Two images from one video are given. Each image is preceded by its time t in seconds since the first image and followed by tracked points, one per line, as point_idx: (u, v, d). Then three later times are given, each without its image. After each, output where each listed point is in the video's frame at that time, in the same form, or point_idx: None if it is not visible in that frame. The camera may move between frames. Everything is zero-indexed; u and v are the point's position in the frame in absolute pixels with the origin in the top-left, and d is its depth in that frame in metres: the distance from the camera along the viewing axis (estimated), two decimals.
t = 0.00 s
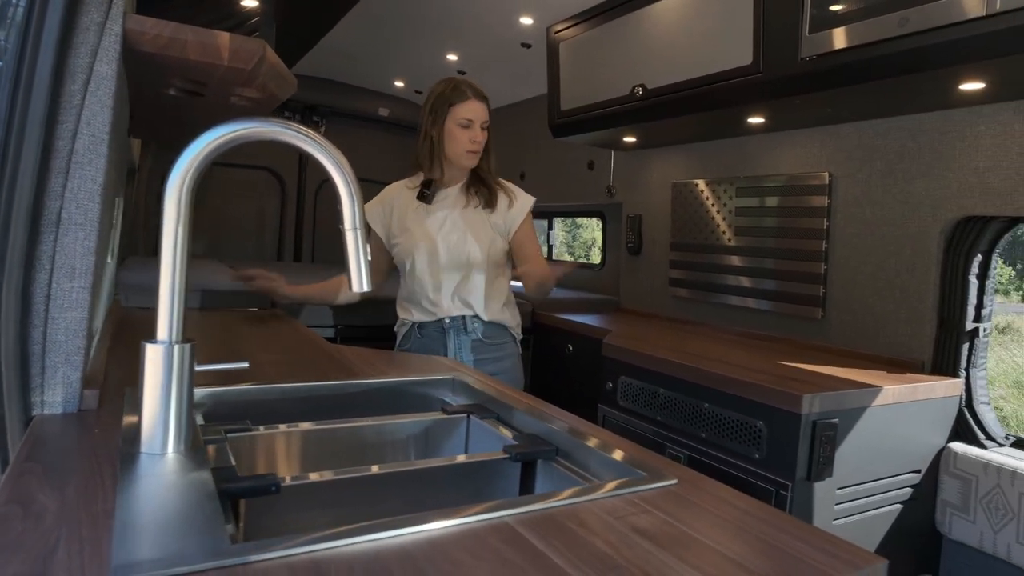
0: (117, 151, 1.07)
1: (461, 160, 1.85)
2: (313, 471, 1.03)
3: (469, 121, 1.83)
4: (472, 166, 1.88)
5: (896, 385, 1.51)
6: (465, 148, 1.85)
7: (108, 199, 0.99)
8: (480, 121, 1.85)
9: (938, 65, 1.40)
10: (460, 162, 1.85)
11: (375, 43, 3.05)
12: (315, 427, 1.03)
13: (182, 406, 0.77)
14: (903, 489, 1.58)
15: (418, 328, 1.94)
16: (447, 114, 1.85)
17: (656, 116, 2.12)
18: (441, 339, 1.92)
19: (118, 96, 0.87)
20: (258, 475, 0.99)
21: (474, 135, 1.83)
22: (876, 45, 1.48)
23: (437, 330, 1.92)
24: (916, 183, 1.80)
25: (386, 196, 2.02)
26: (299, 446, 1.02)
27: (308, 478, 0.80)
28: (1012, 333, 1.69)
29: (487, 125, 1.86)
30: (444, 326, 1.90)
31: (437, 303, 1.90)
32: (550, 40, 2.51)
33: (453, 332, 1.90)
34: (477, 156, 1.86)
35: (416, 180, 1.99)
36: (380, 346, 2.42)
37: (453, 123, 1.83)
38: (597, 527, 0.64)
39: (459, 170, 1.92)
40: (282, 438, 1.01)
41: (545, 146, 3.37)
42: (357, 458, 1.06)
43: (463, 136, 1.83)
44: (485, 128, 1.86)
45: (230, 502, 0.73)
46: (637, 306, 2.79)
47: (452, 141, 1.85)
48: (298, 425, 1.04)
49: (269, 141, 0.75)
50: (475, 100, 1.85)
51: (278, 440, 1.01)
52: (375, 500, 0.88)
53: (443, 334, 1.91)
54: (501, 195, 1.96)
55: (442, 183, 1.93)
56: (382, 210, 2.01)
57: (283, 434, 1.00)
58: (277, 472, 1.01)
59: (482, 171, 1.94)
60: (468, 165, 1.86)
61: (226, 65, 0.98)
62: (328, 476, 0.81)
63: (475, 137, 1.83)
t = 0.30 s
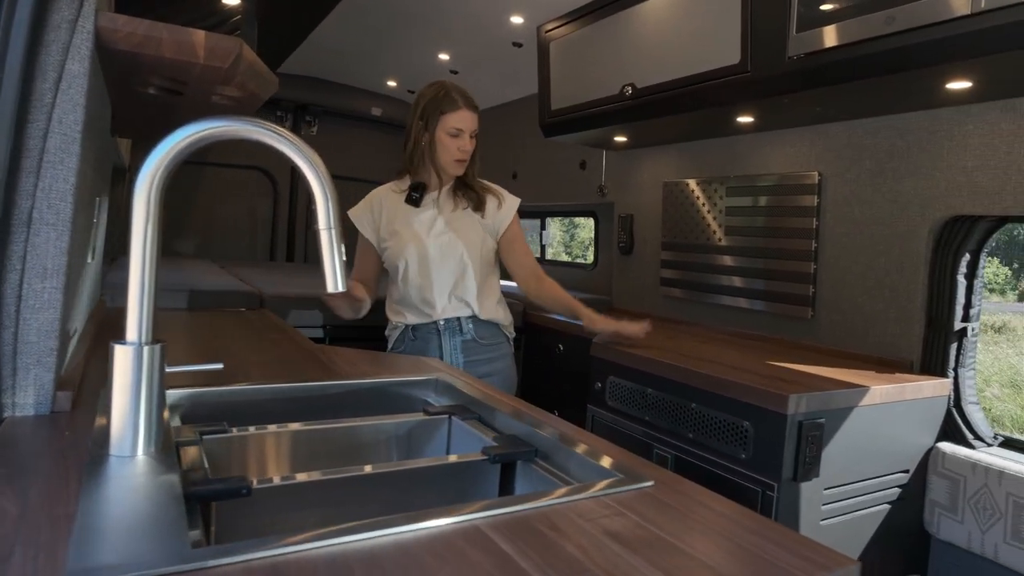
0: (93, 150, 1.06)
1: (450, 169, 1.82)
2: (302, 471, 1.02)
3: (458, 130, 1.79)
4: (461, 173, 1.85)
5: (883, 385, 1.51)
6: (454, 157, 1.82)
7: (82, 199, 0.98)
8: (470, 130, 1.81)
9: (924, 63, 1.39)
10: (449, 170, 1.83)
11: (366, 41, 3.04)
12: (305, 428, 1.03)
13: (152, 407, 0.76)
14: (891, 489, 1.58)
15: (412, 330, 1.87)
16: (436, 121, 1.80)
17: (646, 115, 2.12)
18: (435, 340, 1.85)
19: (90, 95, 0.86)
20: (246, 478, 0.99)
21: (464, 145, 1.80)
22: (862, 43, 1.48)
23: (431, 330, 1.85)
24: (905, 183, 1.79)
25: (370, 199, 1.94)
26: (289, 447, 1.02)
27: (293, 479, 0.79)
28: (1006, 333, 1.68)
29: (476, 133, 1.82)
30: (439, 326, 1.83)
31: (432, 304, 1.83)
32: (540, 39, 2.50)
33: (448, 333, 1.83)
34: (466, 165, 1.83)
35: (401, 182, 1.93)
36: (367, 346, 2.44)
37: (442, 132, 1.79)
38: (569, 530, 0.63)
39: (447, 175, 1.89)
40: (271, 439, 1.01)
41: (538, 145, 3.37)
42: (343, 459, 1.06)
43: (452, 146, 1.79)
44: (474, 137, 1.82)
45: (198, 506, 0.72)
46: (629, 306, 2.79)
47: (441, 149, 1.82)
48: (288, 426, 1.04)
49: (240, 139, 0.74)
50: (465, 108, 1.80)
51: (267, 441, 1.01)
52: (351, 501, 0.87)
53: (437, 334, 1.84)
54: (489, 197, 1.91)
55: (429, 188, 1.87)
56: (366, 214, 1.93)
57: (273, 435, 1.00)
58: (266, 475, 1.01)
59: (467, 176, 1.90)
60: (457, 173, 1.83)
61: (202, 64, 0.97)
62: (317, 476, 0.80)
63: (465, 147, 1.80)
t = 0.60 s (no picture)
0: (75, 147, 1.05)
1: (432, 147, 1.79)
2: (293, 471, 1.02)
3: (438, 107, 1.79)
4: (447, 155, 1.81)
5: (874, 385, 1.50)
6: (435, 135, 1.79)
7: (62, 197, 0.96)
8: (451, 108, 1.80)
9: (915, 62, 1.39)
10: (432, 149, 1.80)
11: (359, 40, 3.03)
12: (297, 427, 1.02)
13: (129, 408, 0.75)
14: (882, 489, 1.57)
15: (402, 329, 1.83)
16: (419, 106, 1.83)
17: (638, 113, 2.11)
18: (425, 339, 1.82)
19: (68, 91, 0.85)
20: (238, 477, 0.98)
21: (443, 121, 1.78)
22: (853, 42, 1.47)
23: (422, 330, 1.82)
24: (896, 182, 1.79)
25: (366, 193, 1.89)
26: (280, 445, 1.02)
27: (284, 479, 0.79)
28: (1001, 332, 1.67)
29: (458, 112, 1.81)
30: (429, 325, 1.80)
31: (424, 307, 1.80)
32: (533, 37, 2.49)
33: (439, 332, 1.81)
34: (449, 143, 1.79)
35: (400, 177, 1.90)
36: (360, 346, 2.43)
37: (422, 112, 1.80)
38: (549, 532, 0.62)
39: (438, 163, 1.86)
40: (264, 439, 1.00)
41: (532, 144, 3.36)
42: (331, 458, 1.05)
43: (432, 122, 1.79)
44: (457, 116, 1.80)
45: (175, 508, 0.71)
46: (622, 305, 2.78)
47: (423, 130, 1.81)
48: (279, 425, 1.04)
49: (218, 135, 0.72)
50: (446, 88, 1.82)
51: (258, 441, 1.00)
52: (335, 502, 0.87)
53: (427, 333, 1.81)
54: (486, 200, 1.91)
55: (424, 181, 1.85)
56: (363, 210, 1.88)
57: (265, 435, 1.00)
58: (257, 474, 1.00)
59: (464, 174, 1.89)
60: (442, 152, 1.80)
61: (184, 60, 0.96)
62: (310, 476, 0.80)
63: (444, 122, 1.78)
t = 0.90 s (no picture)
0: (44, 140, 1.01)
1: (417, 139, 1.74)
2: (278, 476, 1.00)
3: (424, 98, 1.73)
4: (434, 148, 1.76)
5: (864, 385, 1.49)
6: (421, 127, 1.74)
7: (29, 191, 0.92)
8: (438, 99, 1.74)
9: (906, 58, 1.37)
10: (417, 142, 1.75)
11: (345, 35, 2.99)
12: (280, 430, 0.99)
13: (96, 411, 0.72)
14: (871, 489, 1.56)
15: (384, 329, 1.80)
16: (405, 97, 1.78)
17: (627, 110, 2.09)
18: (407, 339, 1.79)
19: (33, 80, 0.81)
20: (220, 482, 0.95)
21: (428, 113, 1.73)
22: (843, 38, 1.46)
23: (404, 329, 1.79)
24: (885, 181, 1.78)
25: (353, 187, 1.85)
26: (262, 448, 0.98)
27: (266, 484, 0.77)
28: (984, 331, 1.68)
29: (446, 103, 1.75)
30: (412, 326, 1.77)
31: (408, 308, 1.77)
32: (521, 34, 2.47)
33: (421, 333, 1.77)
34: (436, 136, 1.74)
35: (387, 172, 1.86)
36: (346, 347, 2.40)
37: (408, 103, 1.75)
38: (534, 540, 0.59)
39: (425, 158, 1.81)
40: (245, 444, 0.97)
41: (519, 142, 3.33)
42: (314, 462, 1.02)
43: (418, 114, 1.73)
44: (444, 107, 1.74)
45: (144, 517, 0.68)
46: (610, 304, 2.76)
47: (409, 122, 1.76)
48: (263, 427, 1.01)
49: (191, 127, 0.69)
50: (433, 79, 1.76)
51: (240, 444, 0.97)
52: (314, 509, 0.84)
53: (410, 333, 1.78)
54: (475, 198, 1.87)
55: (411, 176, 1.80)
56: (349, 206, 1.83)
57: (248, 438, 0.96)
58: (240, 479, 0.97)
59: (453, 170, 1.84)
60: (428, 146, 1.74)
61: (158, 49, 0.93)
62: (292, 480, 0.79)
63: (430, 114, 1.72)
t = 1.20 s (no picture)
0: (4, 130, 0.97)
1: (395, 138, 1.71)
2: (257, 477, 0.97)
3: (403, 96, 1.69)
4: (412, 147, 1.73)
5: (847, 381, 1.48)
6: (400, 125, 1.70)
7: None
8: (418, 97, 1.69)
9: (887, 52, 1.37)
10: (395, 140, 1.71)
11: (327, 31, 2.96)
12: (258, 429, 0.97)
13: (53, 412, 0.69)
14: (855, 485, 1.56)
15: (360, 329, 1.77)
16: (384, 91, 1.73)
17: (611, 106, 2.07)
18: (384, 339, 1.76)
19: None
20: (199, 482, 0.93)
21: (408, 111, 1.69)
22: (825, 33, 1.45)
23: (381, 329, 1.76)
24: (867, 177, 1.78)
25: (327, 180, 1.82)
26: (242, 445, 0.96)
27: (243, 484, 0.74)
28: (964, 329, 1.69)
29: (426, 102, 1.71)
30: (389, 326, 1.74)
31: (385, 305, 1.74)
32: (504, 30, 2.45)
33: (399, 333, 1.75)
34: (414, 135, 1.70)
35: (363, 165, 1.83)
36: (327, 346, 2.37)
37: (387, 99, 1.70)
38: (509, 540, 0.57)
39: (403, 154, 1.77)
40: (225, 443, 0.95)
41: (503, 140, 3.32)
42: (291, 462, 1.00)
43: (397, 112, 1.69)
44: (424, 106, 1.70)
45: (103, 521, 0.65)
46: (594, 302, 2.75)
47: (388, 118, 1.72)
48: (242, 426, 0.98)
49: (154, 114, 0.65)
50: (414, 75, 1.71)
51: (219, 442, 0.95)
52: (286, 511, 0.81)
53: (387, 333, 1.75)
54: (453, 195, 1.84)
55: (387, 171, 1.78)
56: (323, 201, 1.80)
57: (227, 436, 0.94)
58: (219, 479, 0.95)
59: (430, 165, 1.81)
60: (406, 144, 1.71)
61: (124, 36, 0.91)
62: (273, 480, 0.76)
63: (409, 113, 1.68)
